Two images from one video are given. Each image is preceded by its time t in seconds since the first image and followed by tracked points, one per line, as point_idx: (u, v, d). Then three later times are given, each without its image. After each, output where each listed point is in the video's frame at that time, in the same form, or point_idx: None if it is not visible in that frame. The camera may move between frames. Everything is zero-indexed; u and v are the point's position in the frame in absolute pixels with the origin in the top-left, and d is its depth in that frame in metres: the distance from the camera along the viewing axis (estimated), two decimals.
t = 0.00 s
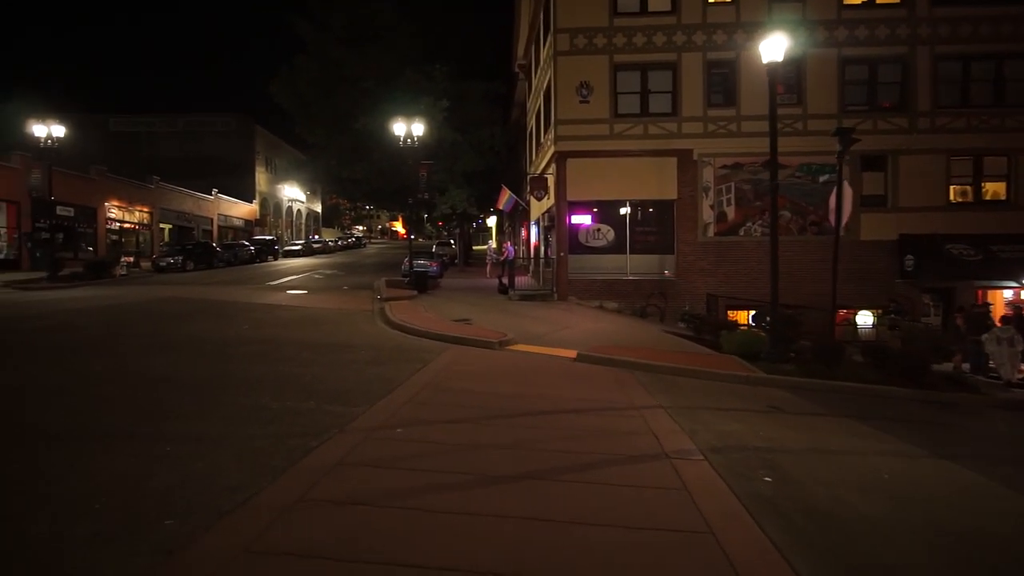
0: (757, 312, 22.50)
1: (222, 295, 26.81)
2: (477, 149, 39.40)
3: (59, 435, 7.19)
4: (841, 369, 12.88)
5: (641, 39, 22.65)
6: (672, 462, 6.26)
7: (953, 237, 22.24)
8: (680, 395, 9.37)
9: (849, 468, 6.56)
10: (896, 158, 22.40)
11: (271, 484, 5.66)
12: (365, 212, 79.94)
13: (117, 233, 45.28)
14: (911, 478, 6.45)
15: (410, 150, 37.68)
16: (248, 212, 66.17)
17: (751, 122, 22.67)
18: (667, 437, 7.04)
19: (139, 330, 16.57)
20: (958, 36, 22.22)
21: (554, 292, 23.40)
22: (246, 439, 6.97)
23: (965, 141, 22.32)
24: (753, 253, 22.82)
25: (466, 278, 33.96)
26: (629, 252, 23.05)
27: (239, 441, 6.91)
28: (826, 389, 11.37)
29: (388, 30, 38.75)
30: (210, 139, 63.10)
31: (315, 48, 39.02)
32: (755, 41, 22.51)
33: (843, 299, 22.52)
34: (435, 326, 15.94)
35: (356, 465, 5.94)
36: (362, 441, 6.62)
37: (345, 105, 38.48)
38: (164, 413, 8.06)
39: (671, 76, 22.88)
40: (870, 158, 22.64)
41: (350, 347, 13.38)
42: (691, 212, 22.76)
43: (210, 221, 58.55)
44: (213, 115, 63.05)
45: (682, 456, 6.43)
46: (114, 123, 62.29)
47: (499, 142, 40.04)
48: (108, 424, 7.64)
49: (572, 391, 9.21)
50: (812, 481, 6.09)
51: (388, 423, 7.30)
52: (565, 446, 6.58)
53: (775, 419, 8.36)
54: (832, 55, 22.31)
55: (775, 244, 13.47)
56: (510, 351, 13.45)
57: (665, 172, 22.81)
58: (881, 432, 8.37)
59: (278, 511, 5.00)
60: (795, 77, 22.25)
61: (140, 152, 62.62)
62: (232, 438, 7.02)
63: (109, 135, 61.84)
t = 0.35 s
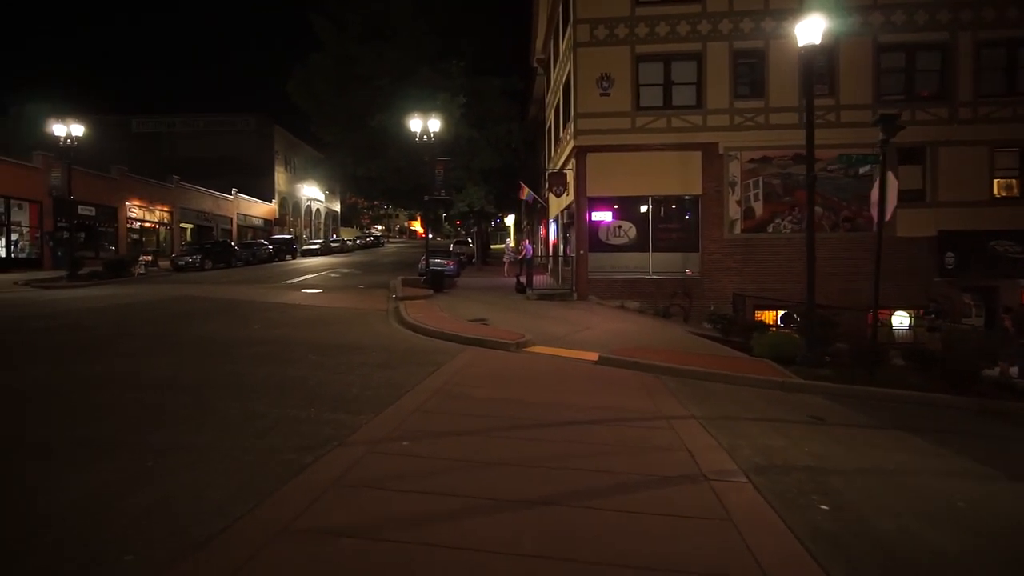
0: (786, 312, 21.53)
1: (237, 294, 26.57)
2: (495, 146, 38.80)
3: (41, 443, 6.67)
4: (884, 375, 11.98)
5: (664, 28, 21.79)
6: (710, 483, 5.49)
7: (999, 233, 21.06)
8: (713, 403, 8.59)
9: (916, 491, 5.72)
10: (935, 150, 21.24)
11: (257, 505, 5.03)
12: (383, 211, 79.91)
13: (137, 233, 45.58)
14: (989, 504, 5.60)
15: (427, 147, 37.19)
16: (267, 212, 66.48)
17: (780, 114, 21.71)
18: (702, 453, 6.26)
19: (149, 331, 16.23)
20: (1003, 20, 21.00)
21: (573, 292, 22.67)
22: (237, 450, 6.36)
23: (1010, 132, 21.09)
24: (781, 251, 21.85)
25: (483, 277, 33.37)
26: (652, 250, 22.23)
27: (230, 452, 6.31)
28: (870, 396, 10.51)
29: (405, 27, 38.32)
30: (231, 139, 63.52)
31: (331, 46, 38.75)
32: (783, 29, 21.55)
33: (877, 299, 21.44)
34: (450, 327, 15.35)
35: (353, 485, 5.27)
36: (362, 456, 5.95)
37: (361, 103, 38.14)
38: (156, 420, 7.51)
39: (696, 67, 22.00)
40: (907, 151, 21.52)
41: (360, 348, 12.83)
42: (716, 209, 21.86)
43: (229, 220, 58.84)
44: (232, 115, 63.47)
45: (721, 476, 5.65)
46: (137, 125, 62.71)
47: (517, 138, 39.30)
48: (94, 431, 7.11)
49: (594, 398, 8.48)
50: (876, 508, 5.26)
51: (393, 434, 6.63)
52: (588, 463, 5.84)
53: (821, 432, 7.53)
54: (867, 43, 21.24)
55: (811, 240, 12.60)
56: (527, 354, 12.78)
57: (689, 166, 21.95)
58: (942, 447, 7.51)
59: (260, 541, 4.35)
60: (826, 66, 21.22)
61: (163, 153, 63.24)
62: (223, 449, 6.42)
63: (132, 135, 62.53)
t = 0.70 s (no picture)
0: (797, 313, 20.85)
1: (233, 296, 26.03)
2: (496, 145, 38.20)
3: None
4: (907, 380, 11.28)
5: (670, 21, 21.14)
6: (734, 512, 4.83)
7: (1018, 231, 20.32)
8: (728, 415, 7.94)
9: (964, 516, 5.06)
10: (951, 146, 20.55)
11: (218, 538, 4.40)
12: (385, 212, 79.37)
13: (135, 233, 45.11)
14: None
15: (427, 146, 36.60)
16: (268, 212, 66.00)
17: (789, 108, 21.04)
18: (722, 474, 5.59)
19: (136, 335, 15.63)
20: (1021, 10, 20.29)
21: (576, 293, 22.02)
22: (203, 471, 5.74)
23: None
24: (791, 250, 21.16)
25: (484, 278, 32.75)
26: (657, 250, 21.57)
27: (198, 472, 5.69)
28: (894, 403, 9.83)
29: (405, 23, 37.73)
30: (231, 139, 63.14)
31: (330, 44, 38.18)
32: (793, 20, 20.88)
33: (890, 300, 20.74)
34: (449, 330, 14.69)
35: (325, 516, 4.61)
36: (339, 480, 5.31)
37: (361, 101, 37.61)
38: (121, 434, 6.89)
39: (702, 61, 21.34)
40: (921, 146, 20.83)
41: (353, 352, 12.23)
42: (724, 207, 21.20)
43: (229, 221, 58.36)
44: (232, 115, 63.05)
45: (746, 504, 4.97)
46: (135, 125, 62.25)
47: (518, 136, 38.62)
48: (53, 447, 6.50)
49: (600, 409, 7.82)
50: (925, 540, 4.57)
51: (378, 452, 6.01)
52: (594, 487, 5.17)
53: (849, 446, 6.87)
54: (879, 35, 20.58)
55: (829, 238, 11.93)
56: (529, 358, 12.11)
57: (696, 164, 21.29)
58: (982, 463, 6.83)
59: None
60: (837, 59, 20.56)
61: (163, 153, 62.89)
62: (188, 469, 5.78)
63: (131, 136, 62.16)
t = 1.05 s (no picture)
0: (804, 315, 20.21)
1: (226, 297, 25.46)
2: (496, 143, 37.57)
3: None
4: (928, 389, 10.63)
5: (673, 13, 20.51)
6: (760, 555, 4.19)
7: None
8: (743, 430, 7.30)
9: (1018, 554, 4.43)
10: (964, 143, 19.92)
11: None
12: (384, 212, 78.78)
13: (130, 233, 44.53)
14: None
15: (425, 144, 35.98)
16: (266, 212, 65.46)
17: (797, 104, 20.39)
18: (742, 505, 4.96)
19: (120, 339, 15.04)
20: None
21: (577, 294, 21.40)
22: (160, 498, 5.13)
23: None
24: (799, 250, 20.52)
25: (483, 279, 32.14)
26: (660, 250, 20.95)
27: (155, 500, 5.08)
28: (918, 414, 9.19)
29: (403, 20, 37.12)
30: (230, 139, 62.68)
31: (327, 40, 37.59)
32: (801, 13, 20.23)
33: (902, 302, 20.08)
34: (444, 333, 14.04)
35: (288, 562, 3.99)
36: (307, 514, 4.67)
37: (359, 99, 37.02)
38: (76, 452, 6.28)
39: (707, 55, 20.70)
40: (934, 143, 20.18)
41: (342, 357, 11.62)
42: (730, 206, 20.56)
43: (226, 220, 57.79)
44: (230, 115, 62.54)
45: (774, 545, 4.34)
46: (133, 124, 62.00)
47: (518, 134, 37.93)
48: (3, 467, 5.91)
49: (604, 424, 7.19)
50: None
51: (356, 478, 5.38)
52: (597, 523, 4.54)
53: (880, 467, 6.23)
54: (890, 28, 19.95)
55: (844, 238, 11.28)
56: (527, 365, 11.47)
57: (701, 161, 20.65)
58: None
59: None
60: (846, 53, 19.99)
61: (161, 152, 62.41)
62: (143, 497, 5.17)
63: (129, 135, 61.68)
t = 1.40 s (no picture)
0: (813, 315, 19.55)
1: (220, 296, 24.87)
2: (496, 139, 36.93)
3: None
4: (954, 394, 9.99)
5: (678, 3, 19.85)
6: None
7: None
8: (762, 442, 6.69)
9: None
10: (979, 136, 19.25)
11: None
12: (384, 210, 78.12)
13: (126, 231, 43.95)
14: None
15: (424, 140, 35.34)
16: (265, 211, 64.90)
17: (806, 96, 19.71)
18: (772, 535, 4.35)
19: (102, 340, 14.41)
20: None
21: (579, 293, 20.75)
22: (112, 524, 4.53)
23: None
24: (809, 248, 19.85)
25: (483, 278, 31.51)
26: (665, 248, 20.30)
27: (106, 526, 4.48)
28: (946, 422, 8.56)
29: (402, 14, 36.49)
30: (229, 136, 62.19)
31: (325, 35, 36.96)
32: (811, 3, 19.55)
33: (915, 301, 19.41)
34: (440, 334, 13.40)
35: None
36: (263, 550, 4.05)
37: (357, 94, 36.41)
38: (19, 469, 5.66)
39: (714, 46, 20.04)
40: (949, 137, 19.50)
41: (330, 358, 11.00)
42: (737, 202, 19.90)
43: (224, 219, 57.23)
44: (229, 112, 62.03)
45: None
46: (131, 122, 60.66)
47: (519, 130, 37.28)
48: None
49: (611, 435, 6.58)
50: None
51: (327, 502, 4.75)
52: (608, 560, 3.93)
53: (919, 485, 5.62)
54: (902, 18, 19.28)
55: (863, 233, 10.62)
56: (526, 367, 10.82)
57: (706, 156, 20.00)
58: None
59: None
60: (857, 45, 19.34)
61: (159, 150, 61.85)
62: (94, 521, 4.57)
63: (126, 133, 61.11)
